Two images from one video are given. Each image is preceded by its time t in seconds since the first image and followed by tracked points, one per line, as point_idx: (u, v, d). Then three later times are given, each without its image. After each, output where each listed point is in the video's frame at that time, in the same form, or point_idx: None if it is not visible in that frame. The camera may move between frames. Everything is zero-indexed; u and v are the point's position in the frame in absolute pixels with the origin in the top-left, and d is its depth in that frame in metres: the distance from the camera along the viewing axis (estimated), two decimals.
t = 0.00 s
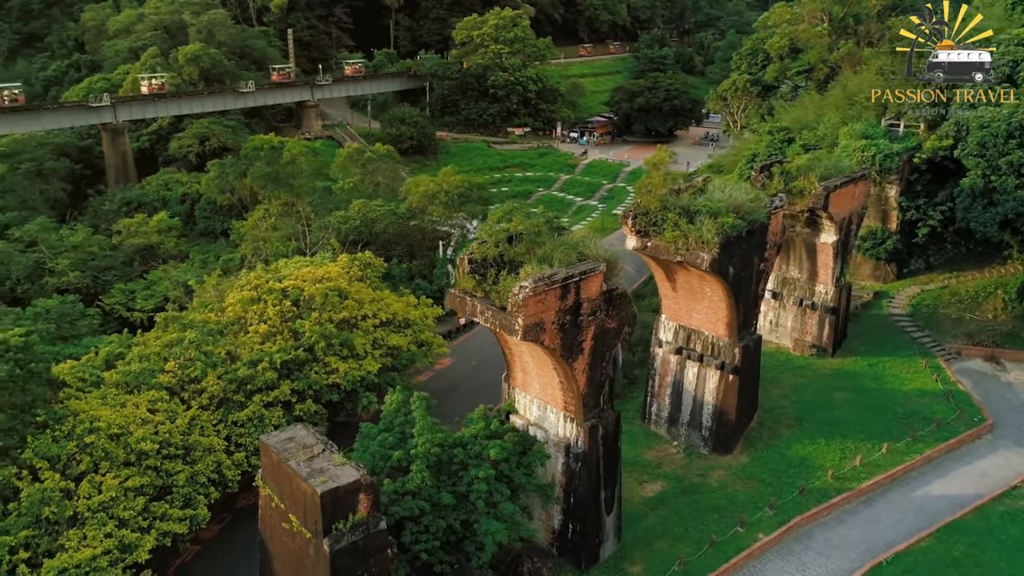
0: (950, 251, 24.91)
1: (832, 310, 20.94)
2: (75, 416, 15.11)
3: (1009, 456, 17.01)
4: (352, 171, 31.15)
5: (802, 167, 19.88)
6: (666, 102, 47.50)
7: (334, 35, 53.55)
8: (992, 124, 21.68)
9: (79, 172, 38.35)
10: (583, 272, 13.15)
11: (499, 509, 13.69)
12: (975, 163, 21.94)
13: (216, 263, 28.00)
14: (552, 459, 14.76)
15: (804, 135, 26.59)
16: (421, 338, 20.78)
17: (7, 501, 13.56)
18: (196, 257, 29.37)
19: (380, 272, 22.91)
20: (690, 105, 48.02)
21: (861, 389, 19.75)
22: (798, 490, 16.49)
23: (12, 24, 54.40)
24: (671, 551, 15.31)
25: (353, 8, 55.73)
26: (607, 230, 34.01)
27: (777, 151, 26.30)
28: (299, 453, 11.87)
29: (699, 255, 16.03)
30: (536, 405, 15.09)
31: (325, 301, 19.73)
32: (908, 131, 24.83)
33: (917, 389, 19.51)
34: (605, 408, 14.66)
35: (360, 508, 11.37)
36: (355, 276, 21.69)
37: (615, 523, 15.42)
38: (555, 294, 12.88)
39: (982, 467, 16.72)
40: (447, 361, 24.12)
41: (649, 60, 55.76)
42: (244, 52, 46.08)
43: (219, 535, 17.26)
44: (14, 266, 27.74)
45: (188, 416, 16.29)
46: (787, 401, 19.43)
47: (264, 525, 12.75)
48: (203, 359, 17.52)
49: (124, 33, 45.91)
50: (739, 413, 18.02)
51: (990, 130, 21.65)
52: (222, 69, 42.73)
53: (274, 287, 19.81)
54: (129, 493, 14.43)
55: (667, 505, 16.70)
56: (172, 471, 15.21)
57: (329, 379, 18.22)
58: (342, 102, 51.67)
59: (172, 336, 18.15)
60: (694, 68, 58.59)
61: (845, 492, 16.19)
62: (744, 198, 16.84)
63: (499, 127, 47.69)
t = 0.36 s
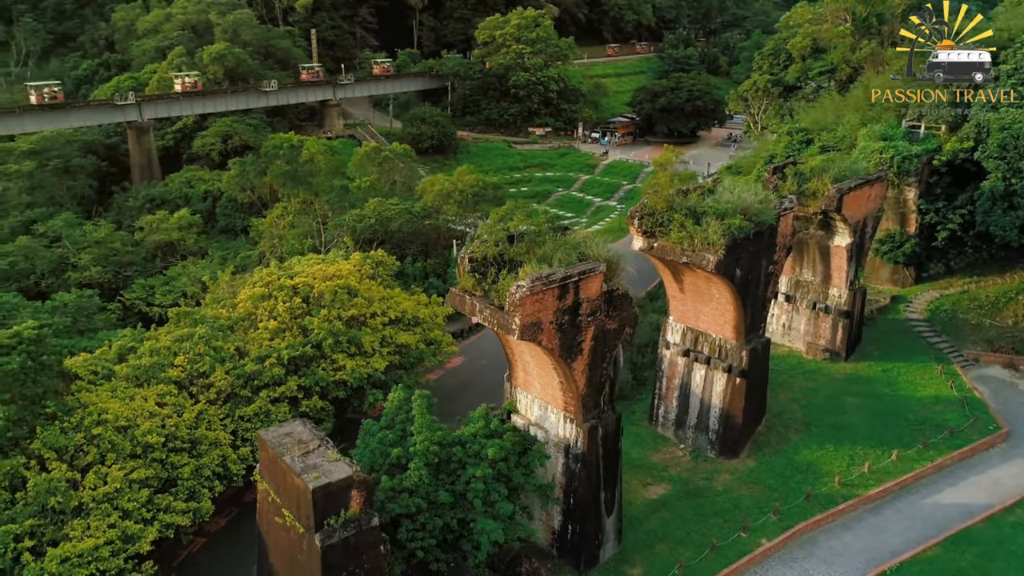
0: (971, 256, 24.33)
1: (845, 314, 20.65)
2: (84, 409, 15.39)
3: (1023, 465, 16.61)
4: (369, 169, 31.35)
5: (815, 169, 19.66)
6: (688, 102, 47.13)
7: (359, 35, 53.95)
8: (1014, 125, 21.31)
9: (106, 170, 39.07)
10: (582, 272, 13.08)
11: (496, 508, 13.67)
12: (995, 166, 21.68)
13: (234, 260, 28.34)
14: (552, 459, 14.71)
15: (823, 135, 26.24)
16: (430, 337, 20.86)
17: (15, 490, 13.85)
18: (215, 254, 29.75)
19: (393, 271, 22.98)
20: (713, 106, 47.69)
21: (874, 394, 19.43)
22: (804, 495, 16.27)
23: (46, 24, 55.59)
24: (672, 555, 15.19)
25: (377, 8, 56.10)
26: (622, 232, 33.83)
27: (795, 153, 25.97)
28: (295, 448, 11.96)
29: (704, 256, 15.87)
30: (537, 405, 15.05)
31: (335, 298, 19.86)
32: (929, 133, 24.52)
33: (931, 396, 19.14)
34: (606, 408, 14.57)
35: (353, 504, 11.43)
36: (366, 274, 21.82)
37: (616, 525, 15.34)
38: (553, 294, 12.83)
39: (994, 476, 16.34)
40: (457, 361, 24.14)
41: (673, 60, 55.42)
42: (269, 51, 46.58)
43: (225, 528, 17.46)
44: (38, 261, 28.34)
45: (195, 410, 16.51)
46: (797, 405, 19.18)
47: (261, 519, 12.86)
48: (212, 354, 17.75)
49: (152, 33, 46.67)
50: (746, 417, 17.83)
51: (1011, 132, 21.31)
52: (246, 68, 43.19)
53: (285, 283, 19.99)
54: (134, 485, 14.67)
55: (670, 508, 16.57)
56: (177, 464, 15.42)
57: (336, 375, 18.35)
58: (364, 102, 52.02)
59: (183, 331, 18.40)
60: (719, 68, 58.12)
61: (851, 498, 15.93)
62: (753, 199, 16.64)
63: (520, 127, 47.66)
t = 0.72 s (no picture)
0: (996, 261, 23.71)
1: (860, 319, 20.31)
2: (94, 401, 15.67)
3: None
4: (387, 168, 31.52)
5: (831, 170, 19.46)
6: (712, 103, 46.75)
7: (384, 35, 54.26)
8: None
9: (133, 167, 39.77)
10: (581, 273, 13.01)
11: (493, 507, 13.64)
12: (1018, 168, 21.64)
13: (253, 257, 28.65)
14: (552, 460, 14.66)
15: (844, 138, 25.86)
16: (440, 336, 20.92)
17: (24, 479, 14.15)
18: (235, 250, 30.12)
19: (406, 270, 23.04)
20: (737, 107, 47.29)
21: (888, 401, 19.09)
22: (810, 502, 16.02)
23: (80, 24, 56.74)
24: (673, 559, 15.06)
25: (403, 9, 56.41)
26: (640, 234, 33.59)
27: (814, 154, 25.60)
28: (292, 444, 12.06)
29: (711, 258, 15.68)
30: (539, 405, 15.01)
31: (345, 296, 20.00)
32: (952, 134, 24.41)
33: (946, 403, 18.76)
34: (606, 410, 14.49)
35: (346, 500, 11.48)
36: (378, 272, 21.93)
37: (617, 527, 15.25)
38: (551, 294, 12.79)
39: (1008, 486, 15.97)
40: (469, 361, 24.13)
41: (699, 60, 55.03)
42: (295, 51, 47.08)
43: (233, 522, 17.63)
44: (63, 256, 28.93)
45: (203, 404, 16.73)
46: (807, 410, 18.89)
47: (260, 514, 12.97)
48: (222, 349, 17.97)
49: (182, 33, 47.39)
50: (754, 422, 17.60)
51: None
52: (271, 67, 43.65)
53: (296, 281, 20.15)
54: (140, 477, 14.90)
55: (674, 512, 16.43)
56: (183, 457, 15.64)
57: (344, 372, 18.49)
58: (389, 102, 52.30)
59: (194, 327, 18.65)
60: (746, 69, 57.56)
61: (859, 506, 15.65)
62: (762, 201, 16.42)
63: (543, 127, 47.62)
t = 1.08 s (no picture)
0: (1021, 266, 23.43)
1: (875, 323, 19.99)
2: (105, 393, 15.92)
3: None
4: (405, 168, 31.65)
5: (845, 172, 19.01)
6: (736, 104, 46.35)
7: (409, 35, 54.51)
8: None
9: (158, 164, 40.40)
10: (581, 272, 12.94)
11: (492, 507, 13.63)
12: None
13: (271, 254, 28.95)
14: (553, 461, 14.63)
15: (865, 139, 25.48)
16: (450, 334, 20.98)
17: (33, 470, 14.44)
18: (254, 247, 30.46)
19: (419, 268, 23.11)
20: (761, 108, 46.91)
21: (901, 407, 18.78)
22: (817, 508, 15.78)
23: (112, 24, 57.75)
24: (675, 563, 14.94)
25: (429, 9, 56.63)
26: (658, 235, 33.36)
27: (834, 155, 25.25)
28: (290, 439, 12.16)
29: (717, 259, 15.52)
30: (541, 406, 14.98)
31: (356, 294, 20.12)
32: (976, 136, 23.73)
33: (962, 410, 18.41)
34: (608, 411, 14.42)
35: (341, 496, 11.55)
36: (390, 270, 22.03)
37: (618, 529, 15.19)
38: (551, 294, 12.74)
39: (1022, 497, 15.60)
40: (481, 361, 24.12)
41: (725, 61, 54.56)
42: (319, 50, 47.50)
43: (239, 515, 17.87)
44: (87, 251, 29.48)
45: (212, 399, 16.94)
46: (818, 415, 18.64)
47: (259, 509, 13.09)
48: (233, 345, 18.18)
49: (209, 32, 48.02)
50: (762, 426, 17.39)
51: None
52: (295, 67, 44.04)
53: (308, 278, 20.32)
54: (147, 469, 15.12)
55: (678, 515, 16.29)
56: (190, 450, 15.86)
57: (352, 369, 18.64)
58: (412, 101, 52.54)
59: (207, 322, 18.88)
60: (772, 70, 56.97)
61: (867, 513, 15.39)
62: (772, 202, 16.20)
63: (565, 127, 47.79)
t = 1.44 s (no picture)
0: None
1: (889, 327, 19.70)
2: (114, 387, 16.16)
3: None
4: (421, 167, 31.77)
5: (859, 174, 18.74)
6: (757, 105, 45.95)
7: (430, 35, 54.73)
8: None
9: (181, 162, 40.93)
10: (582, 273, 12.89)
11: (491, 506, 13.61)
12: None
13: (288, 252, 29.20)
14: (555, 461, 14.60)
15: (884, 142, 25.14)
16: (459, 334, 21.08)
17: (43, 461, 14.70)
18: (271, 245, 30.73)
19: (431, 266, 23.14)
20: (783, 109, 46.46)
21: (913, 413, 18.50)
22: (823, 514, 15.58)
23: (140, 24, 58.60)
24: (677, 566, 14.83)
25: (450, 9, 56.81)
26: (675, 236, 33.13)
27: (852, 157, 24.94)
28: (288, 435, 12.23)
29: (724, 261, 15.39)
30: (544, 406, 14.96)
31: (365, 292, 20.24)
32: (998, 139, 23.75)
33: (976, 417, 18.08)
34: (610, 413, 14.36)
35: (338, 493, 11.62)
36: (401, 269, 22.13)
37: (620, 531, 15.11)
38: (550, 294, 12.71)
39: None
40: (493, 360, 24.14)
41: (748, 61, 54.12)
42: (341, 50, 47.84)
43: (246, 510, 18.06)
44: (107, 247, 29.94)
45: (220, 394, 17.13)
46: (828, 420, 18.41)
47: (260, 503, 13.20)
48: (242, 342, 18.37)
49: (233, 32, 48.56)
50: (770, 430, 17.20)
51: None
52: (316, 67, 44.35)
53: (319, 276, 20.44)
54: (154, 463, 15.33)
55: (682, 518, 16.17)
56: (197, 445, 16.06)
57: (360, 367, 18.76)
58: (432, 101, 52.74)
59: (217, 318, 19.09)
60: (796, 70, 56.40)
61: (874, 520, 15.16)
62: (781, 203, 16.03)
63: (584, 127, 47.68)
